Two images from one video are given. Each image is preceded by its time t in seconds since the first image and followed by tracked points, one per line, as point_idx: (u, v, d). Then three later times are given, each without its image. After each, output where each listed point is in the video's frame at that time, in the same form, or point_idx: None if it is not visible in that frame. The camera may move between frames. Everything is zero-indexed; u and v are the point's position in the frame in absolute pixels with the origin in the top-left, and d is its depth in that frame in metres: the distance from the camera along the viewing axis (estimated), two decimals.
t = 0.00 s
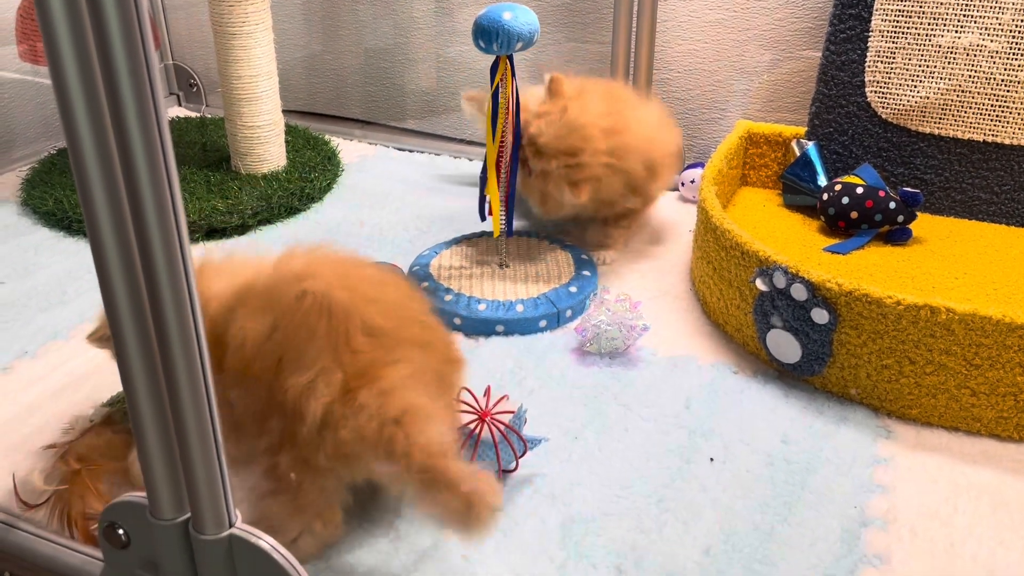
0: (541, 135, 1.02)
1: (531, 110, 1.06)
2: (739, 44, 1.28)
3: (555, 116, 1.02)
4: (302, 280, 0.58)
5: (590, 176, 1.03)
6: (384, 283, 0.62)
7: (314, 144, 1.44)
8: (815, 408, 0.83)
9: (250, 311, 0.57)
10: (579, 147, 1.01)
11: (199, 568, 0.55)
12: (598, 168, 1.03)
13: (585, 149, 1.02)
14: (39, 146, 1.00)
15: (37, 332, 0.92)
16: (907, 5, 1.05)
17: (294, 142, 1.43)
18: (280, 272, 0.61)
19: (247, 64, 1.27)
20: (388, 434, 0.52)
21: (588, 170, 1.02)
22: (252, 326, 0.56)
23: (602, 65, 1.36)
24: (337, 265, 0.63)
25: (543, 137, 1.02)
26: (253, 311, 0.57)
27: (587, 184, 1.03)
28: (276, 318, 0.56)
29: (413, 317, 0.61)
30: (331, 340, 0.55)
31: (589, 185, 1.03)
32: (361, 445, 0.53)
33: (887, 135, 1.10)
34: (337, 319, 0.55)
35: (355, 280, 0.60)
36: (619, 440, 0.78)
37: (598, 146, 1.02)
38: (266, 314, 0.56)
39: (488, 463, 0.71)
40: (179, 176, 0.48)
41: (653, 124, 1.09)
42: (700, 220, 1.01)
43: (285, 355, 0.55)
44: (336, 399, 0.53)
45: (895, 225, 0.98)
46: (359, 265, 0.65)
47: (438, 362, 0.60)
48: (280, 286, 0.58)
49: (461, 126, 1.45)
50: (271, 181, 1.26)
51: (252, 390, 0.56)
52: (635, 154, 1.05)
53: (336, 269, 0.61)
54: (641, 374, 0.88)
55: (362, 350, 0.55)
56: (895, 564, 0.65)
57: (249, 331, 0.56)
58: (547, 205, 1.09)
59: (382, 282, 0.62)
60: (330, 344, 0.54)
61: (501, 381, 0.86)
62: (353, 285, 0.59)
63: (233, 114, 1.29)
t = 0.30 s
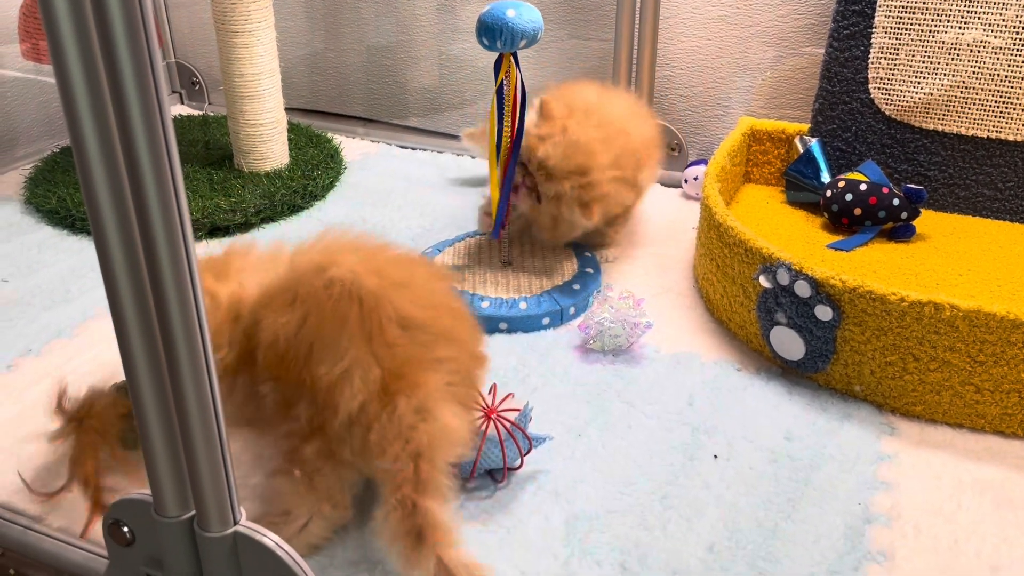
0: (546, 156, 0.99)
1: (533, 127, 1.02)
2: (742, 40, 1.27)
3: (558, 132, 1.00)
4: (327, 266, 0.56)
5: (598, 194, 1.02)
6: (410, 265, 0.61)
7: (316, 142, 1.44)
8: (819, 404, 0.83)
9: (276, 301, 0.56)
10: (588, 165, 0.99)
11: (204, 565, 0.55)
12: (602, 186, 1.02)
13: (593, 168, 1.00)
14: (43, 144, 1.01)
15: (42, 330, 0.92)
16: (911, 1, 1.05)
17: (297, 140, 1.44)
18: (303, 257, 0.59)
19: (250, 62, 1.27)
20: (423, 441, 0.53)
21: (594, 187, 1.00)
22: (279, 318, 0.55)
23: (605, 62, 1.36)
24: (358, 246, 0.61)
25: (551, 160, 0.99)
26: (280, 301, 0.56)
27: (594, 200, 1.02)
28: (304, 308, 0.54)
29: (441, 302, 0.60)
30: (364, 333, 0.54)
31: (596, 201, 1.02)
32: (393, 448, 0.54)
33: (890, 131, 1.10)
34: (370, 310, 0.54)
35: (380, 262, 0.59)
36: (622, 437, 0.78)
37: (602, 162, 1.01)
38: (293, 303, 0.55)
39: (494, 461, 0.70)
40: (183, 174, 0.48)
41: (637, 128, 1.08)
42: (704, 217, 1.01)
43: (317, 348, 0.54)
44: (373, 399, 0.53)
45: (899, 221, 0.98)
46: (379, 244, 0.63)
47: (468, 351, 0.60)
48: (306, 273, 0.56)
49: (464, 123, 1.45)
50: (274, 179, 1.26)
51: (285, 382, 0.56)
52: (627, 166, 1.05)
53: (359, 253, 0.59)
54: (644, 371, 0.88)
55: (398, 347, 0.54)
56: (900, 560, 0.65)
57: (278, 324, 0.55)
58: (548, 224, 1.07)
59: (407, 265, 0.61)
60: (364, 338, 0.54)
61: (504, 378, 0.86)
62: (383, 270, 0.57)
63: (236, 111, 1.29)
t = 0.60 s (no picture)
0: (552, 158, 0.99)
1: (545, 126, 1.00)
2: (744, 38, 1.27)
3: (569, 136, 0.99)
4: (404, 315, 0.53)
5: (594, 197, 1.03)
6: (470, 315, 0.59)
7: (318, 141, 1.44)
8: (822, 402, 0.83)
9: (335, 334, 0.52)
10: (589, 170, 1.01)
11: (206, 564, 0.55)
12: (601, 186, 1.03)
13: (594, 170, 1.01)
14: (44, 143, 1.01)
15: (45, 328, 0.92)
16: None
17: (299, 139, 1.44)
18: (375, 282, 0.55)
19: (251, 60, 1.26)
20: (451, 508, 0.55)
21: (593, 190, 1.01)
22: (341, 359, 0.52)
23: (607, 60, 1.35)
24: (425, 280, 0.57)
25: (555, 161, 0.99)
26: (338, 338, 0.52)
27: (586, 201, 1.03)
28: (371, 360, 0.51)
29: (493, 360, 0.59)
30: (425, 406, 0.53)
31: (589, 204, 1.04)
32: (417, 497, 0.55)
33: (893, 129, 1.10)
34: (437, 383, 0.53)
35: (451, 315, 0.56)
36: (625, 435, 0.78)
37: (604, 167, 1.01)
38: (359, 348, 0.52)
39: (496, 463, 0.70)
40: (185, 176, 0.48)
41: (646, 130, 1.08)
42: (706, 215, 1.01)
43: (375, 411, 0.52)
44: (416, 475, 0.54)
45: (902, 218, 0.98)
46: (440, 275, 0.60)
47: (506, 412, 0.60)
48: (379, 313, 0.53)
49: (465, 122, 1.45)
50: (276, 178, 1.26)
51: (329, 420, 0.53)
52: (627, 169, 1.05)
53: (430, 295, 0.56)
54: (646, 369, 0.88)
55: (451, 424, 0.54)
56: (902, 559, 0.65)
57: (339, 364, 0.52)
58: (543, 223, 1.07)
59: (469, 313, 0.58)
60: (424, 412, 0.53)
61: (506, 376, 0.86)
62: (454, 330, 0.55)
63: (238, 110, 1.29)
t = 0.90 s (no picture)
0: (599, 131, 1.00)
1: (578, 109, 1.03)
2: (746, 34, 1.27)
3: (607, 103, 1.02)
4: (371, 315, 0.53)
5: (660, 160, 1.02)
6: (440, 309, 0.59)
7: (319, 138, 1.44)
8: (824, 399, 0.83)
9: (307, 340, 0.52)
10: (643, 134, 1.01)
11: (210, 560, 0.56)
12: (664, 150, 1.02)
13: (647, 137, 1.01)
14: (46, 142, 1.01)
15: (48, 326, 0.92)
16: None
17: (300, 137, 1.44)
18: (334, 287, 0.55)
19: (252, 58, 1.26)
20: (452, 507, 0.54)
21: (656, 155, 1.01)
22: (314, 365, 0.52)
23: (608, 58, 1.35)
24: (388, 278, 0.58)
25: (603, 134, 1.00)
26: (310, 344, 0.52)
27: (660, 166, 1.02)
28: (345, 364, 0.51)
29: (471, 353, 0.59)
30: (408, 406, 0.53)
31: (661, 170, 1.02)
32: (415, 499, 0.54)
33: (894, 125, 1.10)
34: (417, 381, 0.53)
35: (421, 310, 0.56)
36: (627, 432, 0.78)
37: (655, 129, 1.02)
38: (336, 354, 0.52)
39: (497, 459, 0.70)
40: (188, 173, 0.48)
41: (662, 105, 1.09)
42: (708, 212, 1.01)
43: (359, 416, 0.52)
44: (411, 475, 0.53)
45: (903, 215, 0.98)
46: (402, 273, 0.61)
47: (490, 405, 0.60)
48: (347, 317, 0.53)
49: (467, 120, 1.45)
50: (277, 176, 1.26)
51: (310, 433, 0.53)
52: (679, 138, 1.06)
53: (396, 293, 0.56)
54: (648, 366, 0.88)
55: (438, 421, 0.54)
56: (905, 555, 0.65)
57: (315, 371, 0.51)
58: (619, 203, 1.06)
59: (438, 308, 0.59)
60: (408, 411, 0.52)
61: (508, 373, 0.86)
62: (426, 326, 0.55)
63: (239, 108, 1.29)
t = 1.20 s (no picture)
0: (581, 109, 1.03)
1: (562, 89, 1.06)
2: (745, 30, 1.27)
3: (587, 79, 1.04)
4: (289, 287, 0.56)
5: (643, 132, 1.03)
6: (370, 276, 0.61)
7: (318, 136, 1.44)
8: (823, 393, 0.83)
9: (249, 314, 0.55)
10: (624, 107, 1.03)
11: (206, 554, 0.56)
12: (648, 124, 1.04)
13: (629, 111, 1.04)
14: (44, 140, 1.01)
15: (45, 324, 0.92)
16: None
17: (299, 134, 1.44)
18: (262, 273, 0.58)
19: (251, 55, 1.26)
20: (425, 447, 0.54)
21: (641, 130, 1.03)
22: (259, 335, 0.54)
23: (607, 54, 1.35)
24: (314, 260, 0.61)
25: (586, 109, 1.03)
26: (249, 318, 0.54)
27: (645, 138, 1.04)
28: (283, 332, 0.54)
29: (411, 308, 0.60)
30: (349, 351, 0.54)
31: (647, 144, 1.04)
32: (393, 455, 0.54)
33: (893, 121, 1.10)
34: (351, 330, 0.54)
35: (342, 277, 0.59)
36: (626, 427, 0.78)
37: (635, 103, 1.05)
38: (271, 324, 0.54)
39: (496, 456, 0.70)
40: (182, 169, 0.48)
41: (640, 80, 1.11)
42: (706, 207, 1.01)
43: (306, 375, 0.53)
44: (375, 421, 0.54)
45: (902, 210, 0.98)
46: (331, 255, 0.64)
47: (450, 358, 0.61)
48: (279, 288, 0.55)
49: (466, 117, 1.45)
50: (276, 173, 1.26)
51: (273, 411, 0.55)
52: (662, 113, 1.09)
53: (318, 268, 0.59)
54: (646, 361, 0.88)
55: (389, 362, 0.55)
56: (903, 549, 0.64)
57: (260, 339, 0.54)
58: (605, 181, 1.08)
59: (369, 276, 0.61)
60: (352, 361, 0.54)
61: (506, 369, 0.86)
62: (347, 287, 0.58)
63: (237, 106, 1.29)
